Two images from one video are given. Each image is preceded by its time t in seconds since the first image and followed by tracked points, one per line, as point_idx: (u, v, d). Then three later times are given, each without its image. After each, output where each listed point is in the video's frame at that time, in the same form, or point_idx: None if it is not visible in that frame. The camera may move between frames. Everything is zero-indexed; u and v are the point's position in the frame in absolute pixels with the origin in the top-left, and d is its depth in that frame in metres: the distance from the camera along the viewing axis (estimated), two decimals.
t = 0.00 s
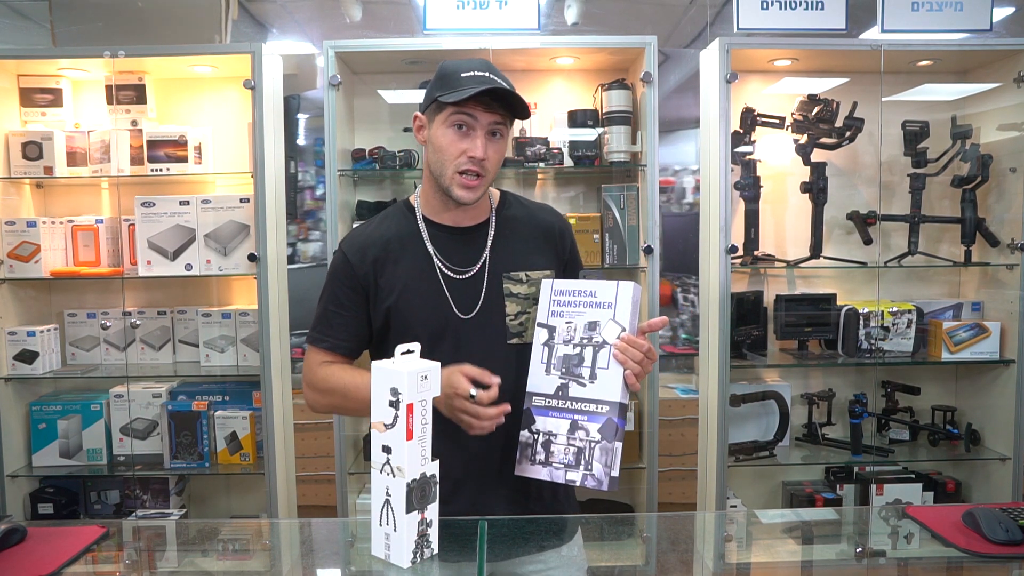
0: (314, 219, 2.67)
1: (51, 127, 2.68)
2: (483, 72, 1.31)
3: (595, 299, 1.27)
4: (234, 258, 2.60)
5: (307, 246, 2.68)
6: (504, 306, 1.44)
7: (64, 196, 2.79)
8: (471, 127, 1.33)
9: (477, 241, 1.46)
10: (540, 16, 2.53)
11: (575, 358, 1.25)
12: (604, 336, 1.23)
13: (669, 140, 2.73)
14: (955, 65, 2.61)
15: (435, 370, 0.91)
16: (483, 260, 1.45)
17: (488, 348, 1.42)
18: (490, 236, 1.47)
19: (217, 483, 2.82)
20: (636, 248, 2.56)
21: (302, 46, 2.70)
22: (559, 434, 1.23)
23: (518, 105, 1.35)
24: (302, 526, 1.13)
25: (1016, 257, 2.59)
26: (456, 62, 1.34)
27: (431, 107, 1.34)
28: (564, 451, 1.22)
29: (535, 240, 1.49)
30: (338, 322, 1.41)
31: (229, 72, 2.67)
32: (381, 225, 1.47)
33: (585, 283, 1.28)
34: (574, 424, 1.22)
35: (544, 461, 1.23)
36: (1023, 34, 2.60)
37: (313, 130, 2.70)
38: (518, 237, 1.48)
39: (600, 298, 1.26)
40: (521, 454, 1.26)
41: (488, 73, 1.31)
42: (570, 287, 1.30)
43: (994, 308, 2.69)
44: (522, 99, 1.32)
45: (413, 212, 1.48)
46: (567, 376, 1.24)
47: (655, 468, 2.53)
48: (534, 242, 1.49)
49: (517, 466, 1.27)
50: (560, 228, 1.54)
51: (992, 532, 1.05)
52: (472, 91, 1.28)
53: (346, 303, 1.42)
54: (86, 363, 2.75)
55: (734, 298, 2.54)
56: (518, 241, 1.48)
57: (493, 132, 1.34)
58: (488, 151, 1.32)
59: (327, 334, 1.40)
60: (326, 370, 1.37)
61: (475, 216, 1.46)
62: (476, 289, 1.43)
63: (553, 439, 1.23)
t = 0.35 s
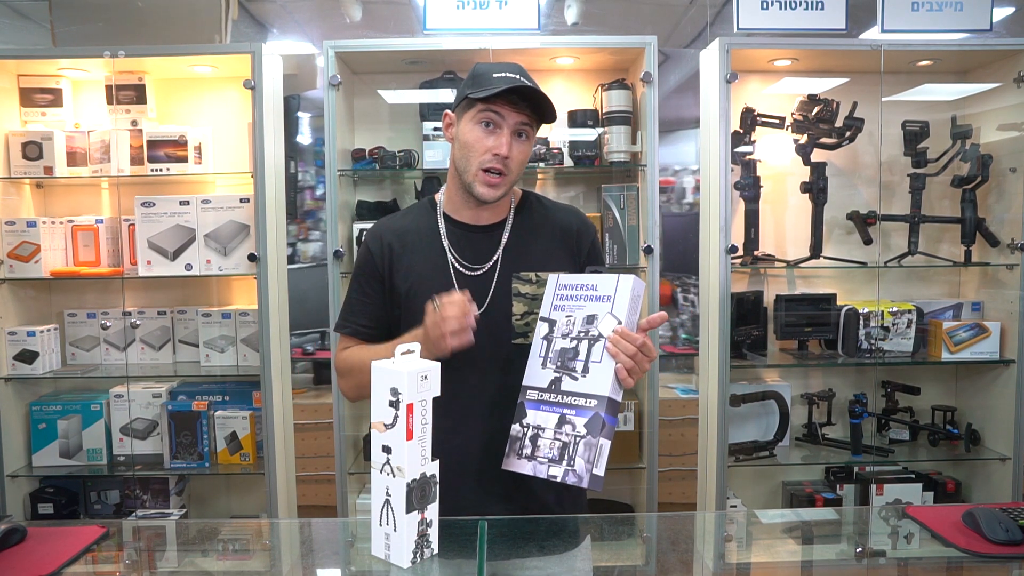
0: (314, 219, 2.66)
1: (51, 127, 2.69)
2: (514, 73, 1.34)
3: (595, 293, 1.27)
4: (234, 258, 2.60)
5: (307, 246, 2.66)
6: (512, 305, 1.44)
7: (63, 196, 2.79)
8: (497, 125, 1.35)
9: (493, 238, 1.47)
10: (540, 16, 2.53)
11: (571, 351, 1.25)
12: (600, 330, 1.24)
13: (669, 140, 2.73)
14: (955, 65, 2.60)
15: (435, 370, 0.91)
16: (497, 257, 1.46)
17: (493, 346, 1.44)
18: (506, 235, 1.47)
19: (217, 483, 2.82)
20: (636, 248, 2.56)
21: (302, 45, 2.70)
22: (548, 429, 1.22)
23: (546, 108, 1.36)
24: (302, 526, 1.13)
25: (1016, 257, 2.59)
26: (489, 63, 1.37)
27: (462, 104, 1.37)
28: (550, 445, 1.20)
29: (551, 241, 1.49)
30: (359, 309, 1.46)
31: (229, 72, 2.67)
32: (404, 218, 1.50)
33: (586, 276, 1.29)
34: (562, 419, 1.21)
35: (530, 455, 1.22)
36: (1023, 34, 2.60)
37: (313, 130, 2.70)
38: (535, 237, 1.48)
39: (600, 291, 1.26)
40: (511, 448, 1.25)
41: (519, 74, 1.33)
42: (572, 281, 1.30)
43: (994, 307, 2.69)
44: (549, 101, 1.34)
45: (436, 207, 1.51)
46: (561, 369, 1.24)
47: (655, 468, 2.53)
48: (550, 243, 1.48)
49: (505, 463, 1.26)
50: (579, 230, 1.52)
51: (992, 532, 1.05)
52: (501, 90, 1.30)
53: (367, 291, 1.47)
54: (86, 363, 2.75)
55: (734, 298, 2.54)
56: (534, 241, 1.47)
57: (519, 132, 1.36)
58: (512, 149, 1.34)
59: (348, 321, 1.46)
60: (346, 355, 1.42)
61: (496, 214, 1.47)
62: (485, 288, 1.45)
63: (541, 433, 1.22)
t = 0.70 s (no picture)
0: (314, 219, 2.65)
1: (51, 127, 2.69)
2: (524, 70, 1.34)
3: (605, 295, 1.27)
4: (234, 258, 2.60)
5: (307, 246, 2.66)
6: (523, 306, 1.44)
7: (63, 196, 2.79)
8: (508, 121, 1.36)
9: (506, 238, 1.46)
10: (540, 16, 2.53)
11: (578, 352, 1.25)
12: (608, 332, 1.24)
13: (670, 140, 2.73)
14: (955, 65, 2.60)
15: (435, 370, 0.91)
16: (510, 257, 1.45)
17: (504, 346, 1.44)
18: (520, 236, 1.46)
19: (217, 483, 2.82)
20: (636, 248, 2.55)
21: (302, 45, 2.70)
22: (552, 428, 1.22)
23: (556, 103, 1.36)
24: (302, 526, 1.13)
25: (1016, 257, 2.59)
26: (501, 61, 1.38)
27: (473, 101, 1.38)
28: (552, 444, 1.21)
29: (564, 243, 1.48)
30: (373, 306, 1.46)
31: (229, 72, 2.66)
32: (418, 217, 1.50)
33: (598, 278, 1.29)
34: (566, 419, 1.21)
35: (533, 452, 1.22)
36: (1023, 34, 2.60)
37: (313, 130, 2.69)
38: (548, 238, 1.47)
39: (610, 294, 1.27)
40: (515, 444, 1.26)
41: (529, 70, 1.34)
42: (583, 282, 1.30)
43: (994, 308, 2.69)
44: (558, 96, 1.34)
45: (450, 206, 1.51)
46: (568, 369, 1.24)
47: (655, 468, 2.53)
48: (563, 245, 1.48)
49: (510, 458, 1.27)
50: (594, 230, 1.51)
51: (992, 532, 1.05)
52: (511, 84, 1.30)
53: (381, 288, 1.47)
54: (86, 363, 2.76)
55: (734, 298, 2.54)
56: (547, 243, 1.47)
57: (530, 128, 1.36)
58: (523, 144, 1.34)
59: (361, 318, 1.46)
60: (361, 353, 1.43)
61: (510, 214, 1.47)
62: (498, 288, 1.45)
63: (545, 432, 1.22)
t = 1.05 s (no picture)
0: (314, 219, 2.66)
1: (51, 127, 2.69)
2: (525, 68, 1.35)
3: (607, 297, 1.28)
4: (234, 258, 2.60)
5: (307, 246, 2.66)
6: (529, 308, 1.43)
7: (63, 196, 2.79)
8: (510, 121, 1.36)
9: (512, 240, 1.47)
10: (540, 16, 2.53)
11: (581, 353, 1.26)
12: (610, 332, 1.24)
13: (670, 140, 2.73)
14: (955, 65, 2.60)
15: (435, 370, 0.92)
16: (516, 259, 1.46)
17: (508, 347, 1.42)
18: (525, 238, 1.47)
19: (217, 483, 2.82)
20: (636, 248, 2.55)
21: (302, 45, 2.70)
22: (556, 428, 1.22)
23: (557, 103, 1.36)
24: (302, 526, 1.13)
25: (1016, 257, 2.59)
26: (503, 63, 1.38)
27: (476, 103, 1.39)
28: (557, 444, 1.20)
29: (569, 247, 1.49)
30: (376, 307, 1.46)
31: (229, 72, 2.66)
32: (422, 217, 1.51)
33: (598, 281, 1.30)
34: (570, 418, 1.21)
35: (537, 453, 1.22)
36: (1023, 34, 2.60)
37: (313, 130, 2.69)
38: (553, 241, 1.48)
39: (611, 295, 1.28)
40: (518, 446, 1.25)
41: (530, 69, 1.34)
42: (584, 285, 1.31)
43: (994, 308, 2.69)
44: (558, 93, 1.34)
45: (456, 207, 1.51)
46: (571, 370, 1.24)
47: (655, 468, 2.53)
48: (568, 249, 1.48)
49: (513, 460, 1.26)
50: (598, 239, 1.53)
51: (992, 532, 1.05)
52: (510, 83, 1.31)
53: (383, 289, 1.46)
54: (86, 363, 2.75)
55: (734, 298, 2.54)
56: (552, 246, 1.48)
57: (531, 128, 1.36)
58: (523, 144, 1.34)
59: (364, 318, 1.46)
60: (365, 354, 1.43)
61: (515, 216, 1.47)
62: (503, 288, 1.44)
63: (549, 433, 1.22)
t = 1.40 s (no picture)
0: (314, 219, 2.65)
1: (51, 127, 2.69)
2: (521, 69, 1.35)
3: (606, 298, 1.28)
4: (234, 258, 2.60)
5: (307, 247, 2.65)
6: (528, 307, 1.44)
7: (63, 197, 2.79)
8: (508, 122, 1.36)
9: (511, 240, 1.47)
10: (540, 16, 2.53)
11: (581, 354, 1.26)
12: (610, 333, 1.24)
13: (669, 140, 2.73)
14: (955, 65, 2.60)
15: (435, 370, 0.92)
16: (515, 259, 1.46)
17: (507, 346, 1.42)
18: (524, 238, 1.47)
19: (217, 483, 2.82)
20: (636, 248, 2.55)
21: (302, 45, 2.70)
22: (558, 429, 1.23)
23: (554, 103, 1.37)
24: (302, 526, 1.13)
25: (1016, 257, 2.59)
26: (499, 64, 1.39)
27: (473, 104, 1.39)
28: (561, 444, 1.21)
29: (567, 248, 1.49)
30: (371, 305, 1.45)
31: (229, 72, 2.66)
32: (419, 215, 1.50)
33: (597, 282, 1.30)
34: (573, 419, 1.22)
35: (540, 454, 1.22)
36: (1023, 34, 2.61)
37: (313, 130, 2.69)
38: (552, 242, 1.49)
39: (610, 297, 1.28)
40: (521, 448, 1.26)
41: (526, 69, 1.34)
42: (582, 287, 1.32)
43: (994, 308, 2.69)
44: (555, 93, 1.34)
45: (453, 206, 1.51)
46: (572, 371, 1.25)
47: (655, 468, 2.53)
48: (567, 250, 1.49)
49: (516, 462, 1.27)
50: (594, 240, 1.54)
51: (992, 532, 1.05)
52: (508, 85, 1.31)
53: (378, 287, 1.45)
54: (86, 363, 2.75)
55: (734, 298, 2.54)
56: (551, 247, 1.48)
57: (529, 128, 1.36)
58: (522, 145, 1.34)
59: (358, 315, 1.44)
60: (358, 350, 1.41)
61: (514, 216, 1.48)
62: (502, 288, 1.44)
63: (552, 434, 1.23)
